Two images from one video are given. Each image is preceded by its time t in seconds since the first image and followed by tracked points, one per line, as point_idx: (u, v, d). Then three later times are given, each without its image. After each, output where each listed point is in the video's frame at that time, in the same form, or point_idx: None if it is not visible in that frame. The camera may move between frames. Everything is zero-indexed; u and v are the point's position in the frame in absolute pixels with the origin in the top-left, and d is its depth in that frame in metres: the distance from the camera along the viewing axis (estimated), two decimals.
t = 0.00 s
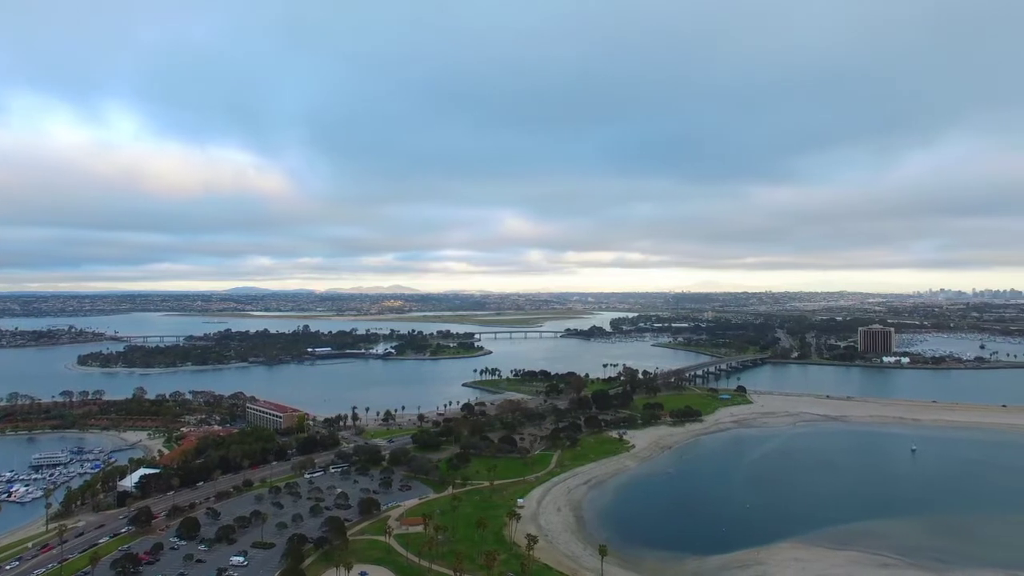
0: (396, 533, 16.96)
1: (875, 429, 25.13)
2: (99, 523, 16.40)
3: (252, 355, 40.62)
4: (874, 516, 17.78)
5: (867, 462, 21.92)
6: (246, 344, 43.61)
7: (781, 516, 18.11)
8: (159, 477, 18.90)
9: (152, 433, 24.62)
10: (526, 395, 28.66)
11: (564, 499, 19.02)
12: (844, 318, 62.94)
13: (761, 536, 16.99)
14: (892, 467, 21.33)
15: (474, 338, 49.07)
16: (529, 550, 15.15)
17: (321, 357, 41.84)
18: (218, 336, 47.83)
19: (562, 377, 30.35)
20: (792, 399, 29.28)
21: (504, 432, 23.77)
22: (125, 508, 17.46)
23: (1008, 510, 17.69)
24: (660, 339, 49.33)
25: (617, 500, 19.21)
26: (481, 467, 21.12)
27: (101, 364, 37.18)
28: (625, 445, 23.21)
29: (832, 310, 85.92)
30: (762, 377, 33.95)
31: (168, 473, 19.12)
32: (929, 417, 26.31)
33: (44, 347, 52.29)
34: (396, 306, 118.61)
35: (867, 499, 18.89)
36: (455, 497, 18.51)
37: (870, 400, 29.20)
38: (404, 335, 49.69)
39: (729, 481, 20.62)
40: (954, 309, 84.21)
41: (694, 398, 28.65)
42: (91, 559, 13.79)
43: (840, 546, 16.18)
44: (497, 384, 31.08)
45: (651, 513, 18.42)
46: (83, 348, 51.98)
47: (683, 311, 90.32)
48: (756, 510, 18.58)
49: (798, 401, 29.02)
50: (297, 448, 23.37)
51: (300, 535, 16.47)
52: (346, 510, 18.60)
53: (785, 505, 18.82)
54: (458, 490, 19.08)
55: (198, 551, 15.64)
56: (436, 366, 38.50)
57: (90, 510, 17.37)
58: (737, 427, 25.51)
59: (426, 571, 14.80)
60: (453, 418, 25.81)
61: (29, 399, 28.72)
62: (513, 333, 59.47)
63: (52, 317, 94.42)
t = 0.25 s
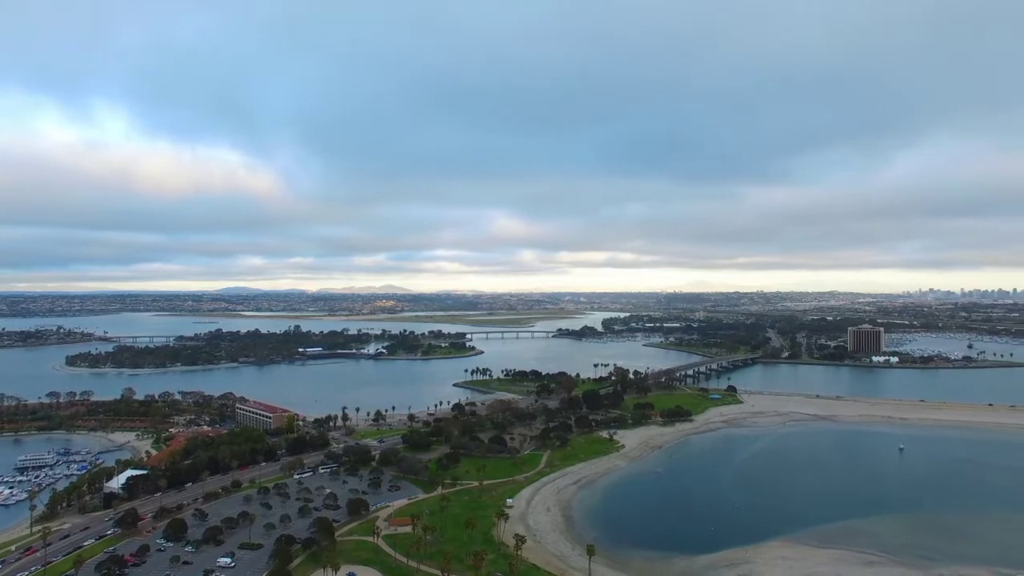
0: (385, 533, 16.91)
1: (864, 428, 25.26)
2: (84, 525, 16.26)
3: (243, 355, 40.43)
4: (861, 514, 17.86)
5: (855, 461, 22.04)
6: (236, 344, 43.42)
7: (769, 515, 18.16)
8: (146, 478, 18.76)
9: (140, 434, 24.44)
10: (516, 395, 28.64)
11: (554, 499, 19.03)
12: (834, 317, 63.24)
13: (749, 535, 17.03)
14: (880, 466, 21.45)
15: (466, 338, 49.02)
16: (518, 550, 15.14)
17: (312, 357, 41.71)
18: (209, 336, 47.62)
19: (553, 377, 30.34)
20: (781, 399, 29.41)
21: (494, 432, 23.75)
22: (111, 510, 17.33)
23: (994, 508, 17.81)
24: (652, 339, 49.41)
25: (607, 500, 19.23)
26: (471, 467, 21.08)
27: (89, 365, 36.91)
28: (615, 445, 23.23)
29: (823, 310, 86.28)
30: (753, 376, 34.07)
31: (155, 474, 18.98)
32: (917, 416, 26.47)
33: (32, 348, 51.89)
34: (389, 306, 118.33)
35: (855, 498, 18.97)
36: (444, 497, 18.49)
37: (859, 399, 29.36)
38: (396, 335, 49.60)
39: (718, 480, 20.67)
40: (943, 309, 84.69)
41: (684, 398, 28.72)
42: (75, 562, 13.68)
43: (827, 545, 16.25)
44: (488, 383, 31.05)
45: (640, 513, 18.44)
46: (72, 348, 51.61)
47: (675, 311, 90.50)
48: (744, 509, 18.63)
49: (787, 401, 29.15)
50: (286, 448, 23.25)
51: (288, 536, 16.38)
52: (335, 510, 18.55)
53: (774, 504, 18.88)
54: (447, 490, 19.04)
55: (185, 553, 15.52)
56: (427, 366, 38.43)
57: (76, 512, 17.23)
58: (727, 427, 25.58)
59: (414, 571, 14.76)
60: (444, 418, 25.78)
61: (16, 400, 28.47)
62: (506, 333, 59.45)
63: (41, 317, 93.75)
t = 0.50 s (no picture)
0: (372, 534, 16.86)
1: (851, 427, 25.42)
2: (68, 527, 16.12)
3: (232, 355, 40.21)
4: (848, 513, 17.97)
5: (842, 459, 22.17)
6: (226, 345, 43.19)
7: (757, 514, 18.24)
8: (132, 480, 18.62)
9: (126, 435, 24.26)
10: (506, 394, 28.64)
11: (542, 498, 19.05)
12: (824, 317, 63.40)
13: (737, 533, 17.10)
14: (866, 464, 21.59)
15: (457, 338, 48.97)
16: (505, 550, 15.14)
17: (302, 357, 41.55)
18: (198, 336, 47.35)
19: (543, 377, 30.34)
20: (770, 398, 29.55)
21: (483, 432, 23.74)
22: (95, 511, 17.19)
23: (979, 505, 17.97)
24: (643, 339, 49.50)
25: (595, 500, 19.25)
26: (459, 467, 21.06)
27: (76, 366, 36.62)
28: (604, 444, 23.27)
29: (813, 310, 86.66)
30: (742, 376, 34.22)
31: (141, 475, 18.83)
32: (904, 415, 26.66)
33: (18, 349, 51.41)
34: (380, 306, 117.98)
35: (841, 497, 19.08)
36: (432, 497, 18.46)
37: (847, 399, 29.54)
38: (386, 335, 49.48)
39: (706, 479, 20.75)
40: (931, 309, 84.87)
41: (674, 397, 28.80)
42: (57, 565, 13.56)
43: (812, 543, 16.34)
44: (478, 383, 31.02)
45: (628, 512, 18.48)
46: (59, 349, 51.16)
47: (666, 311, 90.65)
48: (732, 508, 18.70)
49: (776, 400, 29.30)
50: (274, 449, 23.12)
51: (275, 537, 16.28)
52: (323, 510, 18.48)
53: (761, 502, 18.97)
54: (435, 491, 19.01)
55: (170, 554, 15.38)
56: (417, 366, 38.35)
57: (60, 515, 17.09)
58: (715, 426, 25.67)
59: (400, 572, 14.72)
60: (433, 418, 25.74)
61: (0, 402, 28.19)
62: (497, 333, 59.39)
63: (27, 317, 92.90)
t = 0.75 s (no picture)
0: (361, 534, 16.82)
1: (840, 426, 25.53)
2: (52, 530, 15.98)
3: (222, 355, 40.03)
4: (836, 511, 18.06)
5: (831, 458, 22.29)
6: (216, 345, 42.98)
7: (746, 513, 18.30)
8: (119, 481, 18.49)
9: (114, 436, 24.09)
10: (497, 394, 28.62)
11: (532, 498, 19.05)
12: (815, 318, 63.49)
13: (726, 533, 17.15)
14: (855, 463, 21.70)
15: (449, 338, 48.92)
16: (493, 550, 15.13)
17: (293, 357, 41.42)
18: (188, 336, 47.11)
19: (534, 377, 30.36)
20: (760, 397, 29.67)
21: (473, 432, 23.72)
22: (81, 513, 17.06)
23: (965, 504, 18.09)
24: (634, 338, 49.57)
25: (585, 499, 19.27)
26: (449, 467, 21.04)
27: (64, 366, 36.37)
28: (594, 444, 23.29)
29: (805, 310, 86.99)
30: (733, 375, 34.35)
31: (128, 476, 18.70)
32: (893, 414, 26.81)
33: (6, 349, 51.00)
34: (373, 306, 117.65)
35: (830, 495, 19.17)
36: (422, 497, 18.43)
37: (836, 398, 29.69)
38: (378, 335, 49.38)
39: (696, 479, 20.81)
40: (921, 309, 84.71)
41: (664, 397, 28.87)
42: (41, 567, 13.44)
43: (801, 542, 16.41)
44: (469, 383, 30.99)
45: (618, 511, 18.51)
46: (47, 350, 50.77)
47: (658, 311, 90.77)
48: (721, 507, 18.75)
49: (766, 399, 29.42)
50: (264, 449, 23.01)
51: (263, 538, 16.18)
52: (312, 511, 18.40)
53: (749, 502, 19.04)
54: (425, 491, 18.99)
55: (157, 556, 15.23)
56: (409, 366, 38.28)
57: (45, 517, 16.95)
58: (705, 426, 25.75)
59: (389, 572, 14.68)
60: (424, 418, 25.70)
61: None
62: (489, 333, 59.36)
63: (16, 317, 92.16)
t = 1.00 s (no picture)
0: (347, 535, 16.77)
1: (827, 425, 25.70)
2: (35, 533, 15.83)
3: (211, 356, 39.79)
4: (821, 510, 18.18)
5: (818, 457, 22.44)
6: (205, 345, 42.73)
7: (732, 512, 18.39)
8: (103, 483, 18.34)
9: (100, 437, 23.90)
10: (487, 394, 28.61)
11: (519, 498, 19.05)
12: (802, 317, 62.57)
13: (712, 531, 17.22)
14: (841, 461, 21.87)
15: (439, 338, 48.84)
16: (480, 550, 15.13)
17: (282, 358, 41.24)
18: (177, 336, 46.82)
19: (523, 377, 30.35)
20: (748, 397, 29.83)
21: (462, 432, 23.71)
22: (64, 516, 16.92)
23: (948, 501, 18.26)
24: (624, 338, 49.67)
25: (572, 499, 19.29)
26: (437, 467, 21.02)
27: (50, 367, 36.04)
28: (582, 444, 23.33)
29: (794, 310, 87.32)
30: (722, 375, 34.51)
31: (113, 477, 18.56)
32: (879, 412, 27.02)
33: None
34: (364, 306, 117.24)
35: (816, 494, 19.30)
36: (409, 497, 18.38)
37: (824, 397, 29.88)
38: (368, 335, 49.24)
39: (683, 478, 20.89)
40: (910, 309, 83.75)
41: (653, 396, 28.96)
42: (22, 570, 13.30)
43: (786, 540, 16.52)
44: (459, 383, 30.96)
45: (605, 511, 18.56)
46: (33, 350, 50.29)
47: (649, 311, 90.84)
48: (708, 506, 18.83)
49: (753, 399, 29.57)
50: (251, 450, 22.85)
51: (248, 539, 16.04)
52: (299, 512, 18.29)
53: (735, 500, 19.13)
54: (412, 491, 18.96)
55: (141, 558, 15.02)
56: (399, 366, 38.20)
57: (27, 519, 16.79)
58: (693, 425, 25.85)
59: (374, 573, 14.63)
60: (413, 418, 25.67)
61: None
62: (480, 333, 59.28)
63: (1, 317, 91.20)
